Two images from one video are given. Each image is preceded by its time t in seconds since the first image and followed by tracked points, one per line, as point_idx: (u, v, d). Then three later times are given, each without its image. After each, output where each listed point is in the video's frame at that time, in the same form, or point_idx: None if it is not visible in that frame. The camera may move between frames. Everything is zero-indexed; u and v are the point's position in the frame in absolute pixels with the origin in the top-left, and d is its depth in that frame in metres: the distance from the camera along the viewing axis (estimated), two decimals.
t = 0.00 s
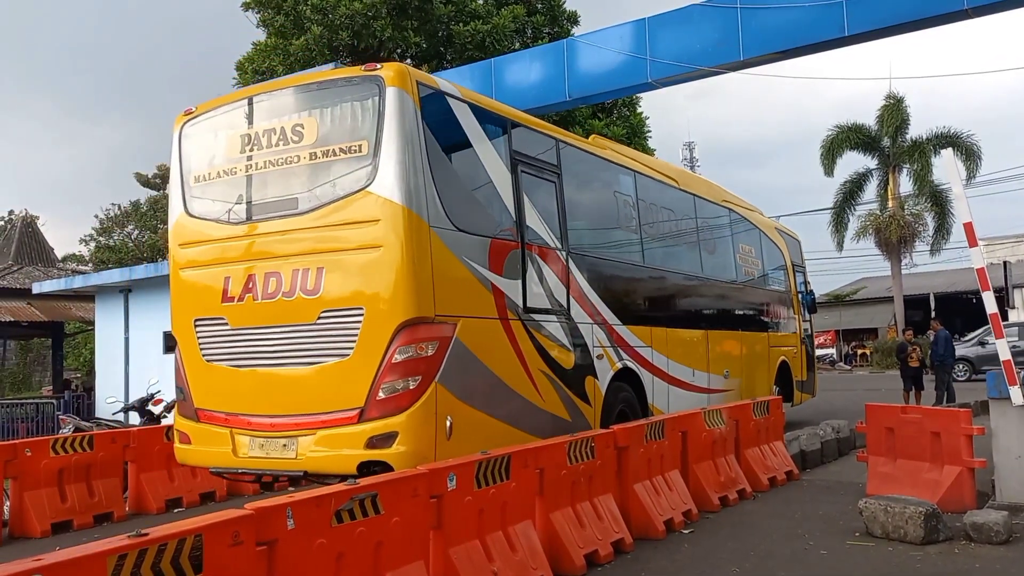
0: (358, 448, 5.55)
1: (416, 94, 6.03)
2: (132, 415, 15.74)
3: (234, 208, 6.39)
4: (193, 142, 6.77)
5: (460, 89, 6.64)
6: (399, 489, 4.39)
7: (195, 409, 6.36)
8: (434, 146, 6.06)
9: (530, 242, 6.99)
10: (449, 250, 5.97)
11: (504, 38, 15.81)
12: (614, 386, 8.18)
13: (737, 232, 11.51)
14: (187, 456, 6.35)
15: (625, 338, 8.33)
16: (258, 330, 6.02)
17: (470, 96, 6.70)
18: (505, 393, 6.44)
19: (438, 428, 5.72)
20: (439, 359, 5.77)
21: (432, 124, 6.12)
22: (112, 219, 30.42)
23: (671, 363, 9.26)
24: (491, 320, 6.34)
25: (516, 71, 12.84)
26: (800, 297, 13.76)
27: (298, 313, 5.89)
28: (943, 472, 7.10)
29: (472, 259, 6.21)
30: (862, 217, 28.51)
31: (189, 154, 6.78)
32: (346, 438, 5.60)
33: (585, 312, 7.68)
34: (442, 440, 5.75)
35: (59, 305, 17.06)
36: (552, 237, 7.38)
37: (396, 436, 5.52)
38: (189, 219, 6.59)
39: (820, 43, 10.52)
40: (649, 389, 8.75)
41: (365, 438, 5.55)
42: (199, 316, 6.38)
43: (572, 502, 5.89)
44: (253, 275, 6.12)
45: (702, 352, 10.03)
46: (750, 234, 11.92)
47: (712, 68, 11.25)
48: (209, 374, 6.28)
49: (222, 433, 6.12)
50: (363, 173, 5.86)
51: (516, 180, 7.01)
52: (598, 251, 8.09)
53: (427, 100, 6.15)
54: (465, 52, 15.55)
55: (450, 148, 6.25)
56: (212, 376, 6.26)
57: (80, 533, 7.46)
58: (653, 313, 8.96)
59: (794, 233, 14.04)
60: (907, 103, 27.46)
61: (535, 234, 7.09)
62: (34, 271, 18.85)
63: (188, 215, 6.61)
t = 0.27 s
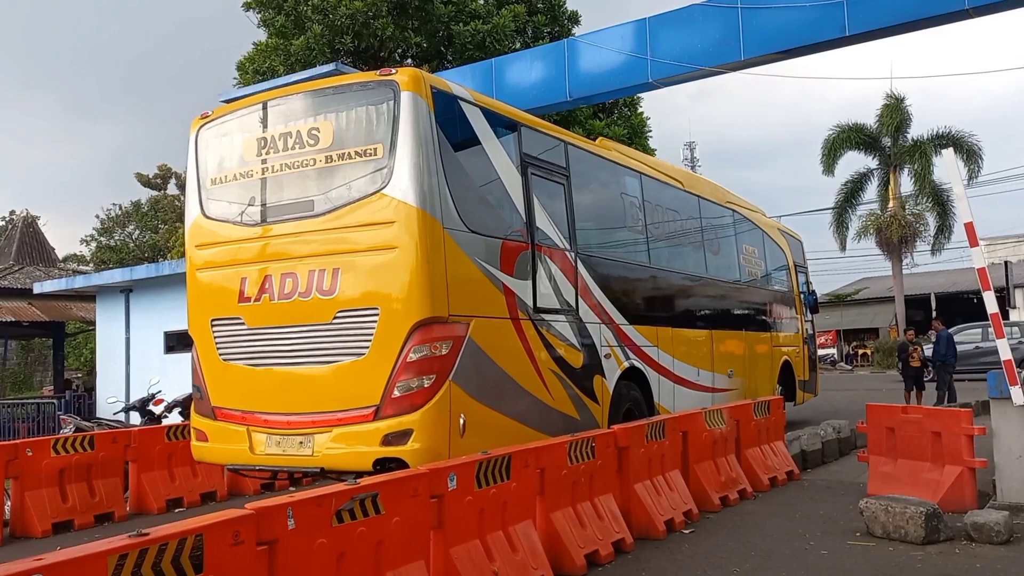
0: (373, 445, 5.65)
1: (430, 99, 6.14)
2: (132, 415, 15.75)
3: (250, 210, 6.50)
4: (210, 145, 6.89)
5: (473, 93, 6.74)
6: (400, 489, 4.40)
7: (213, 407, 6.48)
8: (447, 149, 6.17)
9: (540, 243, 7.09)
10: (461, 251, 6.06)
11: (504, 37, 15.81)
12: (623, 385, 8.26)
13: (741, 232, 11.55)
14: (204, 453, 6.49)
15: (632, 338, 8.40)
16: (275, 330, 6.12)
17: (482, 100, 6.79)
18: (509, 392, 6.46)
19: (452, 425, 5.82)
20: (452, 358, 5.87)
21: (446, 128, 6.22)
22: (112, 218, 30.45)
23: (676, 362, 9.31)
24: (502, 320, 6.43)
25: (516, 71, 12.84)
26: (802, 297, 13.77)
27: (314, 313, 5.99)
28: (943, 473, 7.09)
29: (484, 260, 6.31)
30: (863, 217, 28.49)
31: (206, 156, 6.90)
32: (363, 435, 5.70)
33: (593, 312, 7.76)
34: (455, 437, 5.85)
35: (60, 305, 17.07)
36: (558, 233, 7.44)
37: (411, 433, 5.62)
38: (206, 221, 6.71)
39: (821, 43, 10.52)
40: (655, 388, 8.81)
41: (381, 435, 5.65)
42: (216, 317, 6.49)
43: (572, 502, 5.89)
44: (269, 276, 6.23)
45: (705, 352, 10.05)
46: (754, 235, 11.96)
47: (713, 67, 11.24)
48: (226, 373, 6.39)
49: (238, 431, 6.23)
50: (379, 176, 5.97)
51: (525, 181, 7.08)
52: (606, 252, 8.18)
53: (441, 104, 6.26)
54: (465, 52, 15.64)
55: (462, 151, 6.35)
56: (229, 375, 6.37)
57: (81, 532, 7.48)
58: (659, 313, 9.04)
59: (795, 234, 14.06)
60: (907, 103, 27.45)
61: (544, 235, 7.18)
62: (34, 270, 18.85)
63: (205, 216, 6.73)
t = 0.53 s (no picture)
0: (388, 442, 5.74)
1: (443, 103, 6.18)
2: (132, 415, 15.76)
3: (265, 212, 6.52)
4: (225, 146, 6.91)
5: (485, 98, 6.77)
6: (401, 489, 4.40)
7: (228, 405, 6.53)
8: (460, 152, 6.21)
9: (551, 244, 7.12)
10: (474, 253, 6.11)
11: (504, 37, 15.80)
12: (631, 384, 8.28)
13: (745, 233, 11.58)
14: (221, 451, 6.51)
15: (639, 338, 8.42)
16: (291, 330, 6.19)
17: (493, 103, 6.82)
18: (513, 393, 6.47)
19: (465, 423, 5.88)
20: (465, 357, 5.93)
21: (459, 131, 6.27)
22: (113, 218, 30.51)
23: (681, 362, 9.34)
24: (514, 320, 6.47)
25: (517, 71, 12.85)
26: (805, 297, 13.78)
27: (330, 313, 6.06)
28: (944, 473, 7.09)
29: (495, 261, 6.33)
30: (864, 217, 28.49)
31: (221, 158, 6.92)
32: (378, 432, 5.78)
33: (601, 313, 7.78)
34: (468, 434, 5.91)
35: (60, 305, 17.07)
36: (570, 237, 7.50)
37: (426, 431, 5.69)
38: (222, 222, 6.73)
39: (822, 43, 10.51)
40: (662, 387, 8.84)
41: (396, 432, 5.74)
42: (232, 316, 6.53)
43: (573, 501, 5.89)
44: (284, 276, 6.28)
45: (709, 352, 10.06)
46: (757, 236, 11.98)
47: (713, 68, 11.25)
48: (243, 372, 6.42)
49: (254, 428, 6.31)
50: (394, 180, 6.01)
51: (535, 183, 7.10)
52: (613, 252, 8.21)
53: (455, 108, 6.30)
54: (466, 52, 15.62)
55: (474, 153, 6.38)
56: (246, 374, 6.41)
57: (82, 532, 7.48)
58: (665, 313, 9.05)
59: (796, 234, 14.07)
60: (908, 103, 27.45)
61: (554, 237, 7.21)
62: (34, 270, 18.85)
63: (221, 218, 6.75)
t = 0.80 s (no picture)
0: (403, 439, 5.75)
1: (456, 106, 6.18)
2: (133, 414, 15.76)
3: (280, 214, 6.53)
4: (242, 148, 6.92)
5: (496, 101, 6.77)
6: (402, 488, 4.40)
7: (244, 403, 6.53)
8: (472, 155, 6.22)
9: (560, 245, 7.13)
10: (487, 254, 6.12)
11: (504, 37, 15.78)
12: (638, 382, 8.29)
13: (748, 233, 11.61)
14: (236, 448, 6.53)
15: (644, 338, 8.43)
16: (306, 329, 6.18)
17: (504, 106, 6.83)
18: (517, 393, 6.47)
19: (478, 421, 5.89)
20: (478, 356, 5.94)
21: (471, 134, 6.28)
22: (114, 218, 30.53)
23: (687, 361, 9.36)
24: (525, 320, 6.47)
25: (518, 70, 12.85)
26: (807, 297, 13.79)
27: (344, 312, 6.06)
28: (944, 472, 7.09)
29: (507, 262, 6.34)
30: (865, 216, 28.49)
31: (237, 160, 6.93)
32: (393, 429, 5.79)
33: (609, 313, 7.79)
34: (481, 432, 5.92)
35: (61, 305, 17.08)
36: (579, 238, 7.52)
37: (440, 428, 5.71)
38: (238, 223, 6.74)
39: (822, 42, 10.50)
40: (667, 386, 8.85)
41: (410, 430, 5.75)
42: (248, 316, 6.52)
43: (573, 501, 5.89)
44: (299, 276, 6.28)
45: (712, 351, 10.08)
46: (760, 236, 12.00)
47: (713, 67, 11.24)
48: (260, 371, 6.41)
49: (269, 426, 6.31)
50: (407, 183, 6.02)
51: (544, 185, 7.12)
52: (619, 253, 8.23)
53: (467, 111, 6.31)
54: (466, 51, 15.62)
55: (486, 155, 6.38)
56: (262, 373, 6.40)
57: (83, 531, 7.48)
58: (669, 312, 9.08)
59: (797, 234, 14.08)
60: (909, 102, 27.45)
61: (564, 238, 7.22)
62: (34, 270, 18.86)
63: (237, 219, 6.76)
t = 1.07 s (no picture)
0: (417, 436, 5.74)
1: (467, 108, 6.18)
2: (133, 414, 15.76)
3: (293, 215, 6.53)
4: (256, 148, 6.91)
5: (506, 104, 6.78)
6: (402, 487, 4.40)
7: (259, 400, 6.51)
8: (484, 157, 6.22)
9: (569, 246, 7.14)
10: (498, 254, 6.12)
11: (505, 36, 15.73)
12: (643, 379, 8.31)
13: (750, 233, 11.62)
14: (250, 445, 6.52)
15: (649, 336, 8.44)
16: (322, 328, 6.18)
17: (513, 108, 6.83)
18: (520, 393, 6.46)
19: (489, 418, 5.89)
20: (490, 354, 5.94)
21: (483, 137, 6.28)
22: (114, 218, 30.56)
23: (691, 360, 9.37)
24: (534, 319, 6.48)
25: (518, 69, 12.84)
26: (808, 296, 13.80)
27: (358, 311, 6.06)
28: (945, 471, 7.09)
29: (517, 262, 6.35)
30: (865, 215, 28.47)
31: (252, 160, 6.92)
32: (408, 426, 5.80)
33: (615, 312, 7.80)
34: (494, 429, 5.92)
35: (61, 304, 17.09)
36: (586, 238, 7.53)
37: (453, 425, 5.70)
38: (252, 223, 6.73)
39: (823, 42, 10.50)
40: (672, 384, 8.87)
41: (423, 427, 5.74)
42: (262, 315, 6.51)
43: (573, 500, 5.89)
44: (313, 275, 6.28)
45: (715, 350, 10.09)
46: (762, 236, 12.01)
47: (714, 67, 11.24)
48: (274, 369, 6.40)
49: (283, 422, 6.30)
50: (420, 184, 6.02)
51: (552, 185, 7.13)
52: (625, 252, 8.25)
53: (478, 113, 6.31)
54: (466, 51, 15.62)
55: (497, 156, 6.39)
56: (277, 371, 6.39)
57: (83, 531, 7.48)
58: (673, 311, 9.10)
59: (797, 233, 14.10)
60: (909, 101, 27.45)
61: (572, 239, 7.23)
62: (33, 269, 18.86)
63: (250, 220, 6.75)
